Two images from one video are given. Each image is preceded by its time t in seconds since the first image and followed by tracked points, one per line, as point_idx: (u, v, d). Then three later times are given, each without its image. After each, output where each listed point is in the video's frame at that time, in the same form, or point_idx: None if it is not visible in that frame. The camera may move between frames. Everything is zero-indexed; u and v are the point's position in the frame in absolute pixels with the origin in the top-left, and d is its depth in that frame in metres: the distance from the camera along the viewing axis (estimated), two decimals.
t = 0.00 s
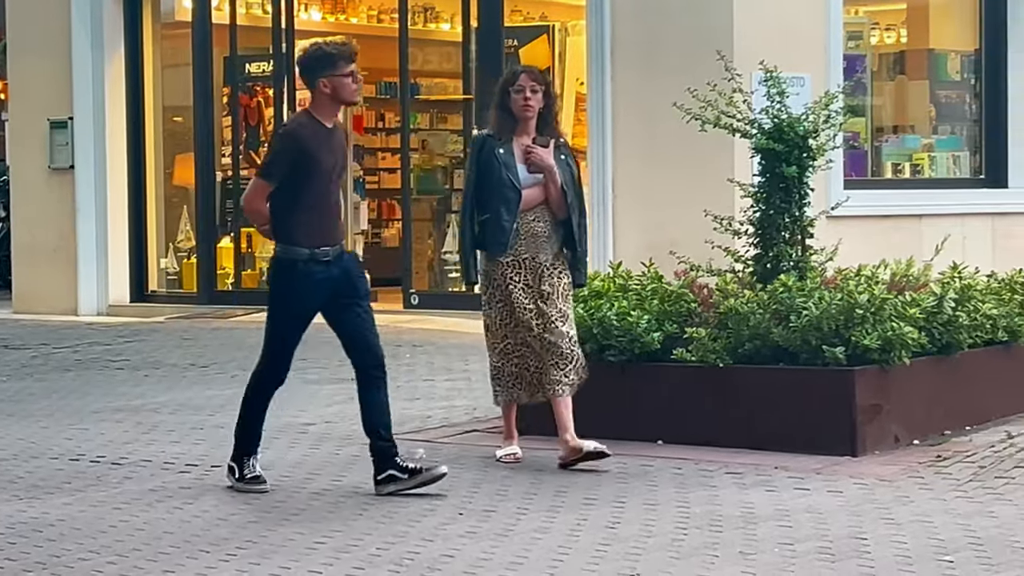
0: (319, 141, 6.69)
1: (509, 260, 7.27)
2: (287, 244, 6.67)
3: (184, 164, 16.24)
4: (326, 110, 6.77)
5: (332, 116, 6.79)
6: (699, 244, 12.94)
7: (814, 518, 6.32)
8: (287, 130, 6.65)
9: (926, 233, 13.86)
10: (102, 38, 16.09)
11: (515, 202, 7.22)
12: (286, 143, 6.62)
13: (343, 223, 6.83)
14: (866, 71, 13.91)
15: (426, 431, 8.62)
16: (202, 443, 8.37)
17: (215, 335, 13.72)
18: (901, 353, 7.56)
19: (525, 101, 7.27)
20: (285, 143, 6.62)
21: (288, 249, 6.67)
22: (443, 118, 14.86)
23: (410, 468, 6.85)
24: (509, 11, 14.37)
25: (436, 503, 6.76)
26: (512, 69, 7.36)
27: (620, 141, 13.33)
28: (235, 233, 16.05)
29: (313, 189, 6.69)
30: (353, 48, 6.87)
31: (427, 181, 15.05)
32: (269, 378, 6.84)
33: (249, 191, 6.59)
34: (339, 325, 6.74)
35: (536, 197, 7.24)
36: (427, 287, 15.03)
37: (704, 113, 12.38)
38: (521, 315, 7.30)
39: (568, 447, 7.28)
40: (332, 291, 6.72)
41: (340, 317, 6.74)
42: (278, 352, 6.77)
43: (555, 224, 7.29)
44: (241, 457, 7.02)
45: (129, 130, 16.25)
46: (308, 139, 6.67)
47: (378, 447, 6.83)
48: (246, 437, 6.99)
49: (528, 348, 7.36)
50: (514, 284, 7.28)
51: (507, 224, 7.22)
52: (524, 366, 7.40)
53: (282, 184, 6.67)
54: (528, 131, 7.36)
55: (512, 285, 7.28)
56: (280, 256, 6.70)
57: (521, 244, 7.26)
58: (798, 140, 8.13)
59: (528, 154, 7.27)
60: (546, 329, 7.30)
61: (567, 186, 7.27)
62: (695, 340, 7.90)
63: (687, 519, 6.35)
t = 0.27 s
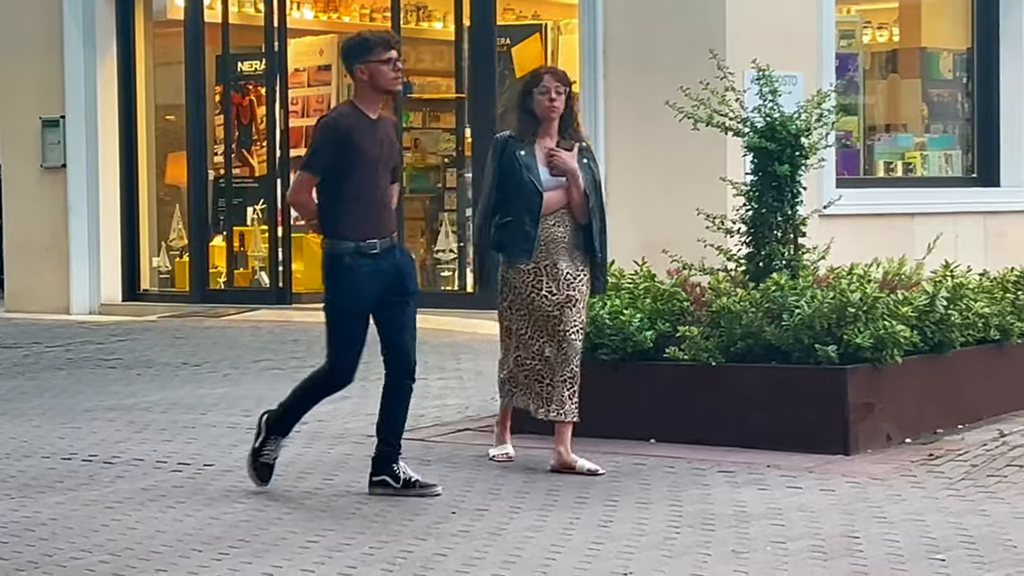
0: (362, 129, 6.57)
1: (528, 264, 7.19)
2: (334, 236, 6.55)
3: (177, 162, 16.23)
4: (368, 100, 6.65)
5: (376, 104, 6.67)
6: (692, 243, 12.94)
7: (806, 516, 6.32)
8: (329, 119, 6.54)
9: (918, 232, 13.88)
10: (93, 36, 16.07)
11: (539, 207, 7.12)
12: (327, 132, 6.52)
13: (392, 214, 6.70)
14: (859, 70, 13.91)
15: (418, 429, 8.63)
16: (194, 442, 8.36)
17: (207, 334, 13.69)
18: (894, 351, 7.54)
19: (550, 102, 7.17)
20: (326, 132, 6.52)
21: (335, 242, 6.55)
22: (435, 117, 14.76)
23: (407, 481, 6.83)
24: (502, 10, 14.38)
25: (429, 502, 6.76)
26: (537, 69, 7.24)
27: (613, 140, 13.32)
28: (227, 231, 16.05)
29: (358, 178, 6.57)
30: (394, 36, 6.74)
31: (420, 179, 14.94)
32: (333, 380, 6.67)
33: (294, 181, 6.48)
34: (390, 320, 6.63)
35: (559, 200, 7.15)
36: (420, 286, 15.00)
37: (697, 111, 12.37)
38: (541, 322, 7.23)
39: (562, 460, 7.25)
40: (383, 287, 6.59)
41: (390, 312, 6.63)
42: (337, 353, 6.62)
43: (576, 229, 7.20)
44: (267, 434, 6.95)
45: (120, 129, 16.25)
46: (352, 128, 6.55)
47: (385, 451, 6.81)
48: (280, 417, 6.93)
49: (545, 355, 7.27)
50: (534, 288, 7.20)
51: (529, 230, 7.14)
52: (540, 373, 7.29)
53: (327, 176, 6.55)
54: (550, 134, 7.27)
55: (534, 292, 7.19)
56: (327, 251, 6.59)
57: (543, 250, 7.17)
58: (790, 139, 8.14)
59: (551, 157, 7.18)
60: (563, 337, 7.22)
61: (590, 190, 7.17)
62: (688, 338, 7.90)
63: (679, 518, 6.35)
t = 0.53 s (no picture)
0: (401, 118, 6.52)
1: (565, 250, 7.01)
2: (373, 225, 6.51)
3: (168, 160, 16.22)
4: (413, 87, 6.57)
5: (419, 92, 6.59)
6: (683, 242, 12.93)
7: (797, 515, 6.33)
8: (368, 107, 6.50)
9: (908, 231, 13.88)
10: (83, 35, 16.06)
11: (576, 196, 6.99)
12: (365, 121, 6.48)
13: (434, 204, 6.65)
14: (849, 68, 13.89)
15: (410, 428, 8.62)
16: (186, 440, 8.35)
17: (197, 332, 13.67)
18: (885, 350, 7.56)
19: (582, 93, 7.06)
20: (363, 121, 6.48)
21: (376, 230, 6.50)
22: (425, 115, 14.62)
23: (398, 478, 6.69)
24: (492, 8, 14.30)
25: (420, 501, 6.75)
26: (564, 58, 7.12)
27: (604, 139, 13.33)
28: (217, 229, 16.03)
29: (397, 168, 6.52)
30: (439, 23, 6.63)
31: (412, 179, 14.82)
32: (413, 371, 6.49)
33: (330, 170, 6.49)
34: (428, 313, 6.59)
35: (592, 191, 7.04)
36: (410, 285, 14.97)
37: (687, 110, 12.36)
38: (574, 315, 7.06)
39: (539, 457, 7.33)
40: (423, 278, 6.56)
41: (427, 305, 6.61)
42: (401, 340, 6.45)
43: (605, 221, 7.13)
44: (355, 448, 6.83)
45: (110, 127, 16.23)
46: (391, 117, 6.50)
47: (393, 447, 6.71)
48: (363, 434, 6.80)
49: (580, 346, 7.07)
50: (570, 275, 7.03)
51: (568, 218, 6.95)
52: (573, 366, 7.10)
53: (366, 164, 6.53)
54: (577, 124, 7.16)
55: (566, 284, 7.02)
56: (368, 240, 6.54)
57: (578, 239, 7.03)
58: (781, 138, 8.15)
59: (581, 147, 7.08)
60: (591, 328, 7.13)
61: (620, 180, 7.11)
62: (678, 338, 7.94)
63: (670, 516, 6.35)
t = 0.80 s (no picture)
0: (439, 125, 6.37)
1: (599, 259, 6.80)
2: (414, 236, 6.37)
3: (160, 160, 16.18)
4: (450, 93, 6.39)
5: (457, 99, 6.42)
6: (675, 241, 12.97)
7: (789, 514, 6.33)
8: (405, 116, 6.36)
9: (900, 230, 13.90)
10: (76, 34, 16.00)
11: (607, 203, 6.78)
12: (403, 130, 6.34)
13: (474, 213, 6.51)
14: (841, 68, 13.88)
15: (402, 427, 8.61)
16: (178, 440, 8.34)
17: (190, 332, 13.66)
18: (877, 349, 7.58)
19: (611, 98, 6.84)
20: (401, 130, 6.34)
21: (418, 242, 6.36)
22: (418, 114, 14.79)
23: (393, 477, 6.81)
24: (484, 7, 14.36)
25: (412, 500, 6.75)
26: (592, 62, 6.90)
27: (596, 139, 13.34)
28: (209, 229, 16.02)
29: (437, 176, 6.38)
30: (476, 27, 6.45)
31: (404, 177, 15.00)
32: (462, 376, 6.35)
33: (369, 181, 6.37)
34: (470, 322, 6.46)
35: (621, 198, 6.87)
36: (403, 284, 14.99)
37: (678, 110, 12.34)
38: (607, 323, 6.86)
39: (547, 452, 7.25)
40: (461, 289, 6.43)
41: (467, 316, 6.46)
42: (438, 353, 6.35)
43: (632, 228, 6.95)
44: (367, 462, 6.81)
45: (102, 126, 16.18)
46: (429, 125, 6.35)
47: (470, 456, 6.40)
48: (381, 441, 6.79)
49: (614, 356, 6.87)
50: (603, 285, 6.83)
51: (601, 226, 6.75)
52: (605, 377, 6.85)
53: (404, 175, 6.39)
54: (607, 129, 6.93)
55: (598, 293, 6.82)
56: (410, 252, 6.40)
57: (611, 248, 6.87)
58: (773, 137, 8.15)
59: (612, 152, 6.85)
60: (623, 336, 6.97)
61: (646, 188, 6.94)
62: (670, 336, 7.91)
63: (663, 516, 6.35)
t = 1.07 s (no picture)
0: (492, 119, 6.21)
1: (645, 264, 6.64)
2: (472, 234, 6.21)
3: (152, 159, 16.17)
4: (495, 86, 6.26)
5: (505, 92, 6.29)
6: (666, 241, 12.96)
7: (781, 513, 6.34)
8: (459, 111, 6.18)
9: (892, 229, 13.90)
10: (67, 34, 16.01)
11: (653, 205, 6.71)
12: (457, 126, 6.16)
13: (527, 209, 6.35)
14: (832, 68, 13.87)
15: (394, 427, 8.61)
16: (170, 440, 8.33)
17: (181, 332, 13.63)
18: (867, 348, 7.58)
19: (649, 96, 6.75)
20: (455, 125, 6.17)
21: (477, 240, 6.20)
22: (410, 114, 14.80)
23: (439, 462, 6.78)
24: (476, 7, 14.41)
25: (404, 500, 6.74)
26: (627, 60, 6.80)
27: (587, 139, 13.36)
28: (201, 229, 16.00)
29: (493, 172, 6.21)
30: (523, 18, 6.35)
31: (395, 177, 15.01)
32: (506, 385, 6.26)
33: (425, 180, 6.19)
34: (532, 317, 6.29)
35: (667, 198, 6.79)
36: (394, 283, 15.00)
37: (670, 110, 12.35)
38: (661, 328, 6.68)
39: (567, 441, 7.22)
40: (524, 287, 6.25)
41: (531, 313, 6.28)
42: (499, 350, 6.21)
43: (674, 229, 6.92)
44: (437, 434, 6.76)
45: (94, 126, 16.18)
46: (482, 119, 6.18)
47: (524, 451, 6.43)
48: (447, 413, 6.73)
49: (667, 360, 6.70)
50: (655, 287, 6.64)
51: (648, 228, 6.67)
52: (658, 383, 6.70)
53: (461, 172, 6.21)
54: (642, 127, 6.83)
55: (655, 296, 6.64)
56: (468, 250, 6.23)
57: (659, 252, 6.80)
58: (764, 137, 8.17)
59: (653, 153, 6.79)
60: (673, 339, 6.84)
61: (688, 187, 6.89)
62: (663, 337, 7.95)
63: (654, 515, 6.36)
